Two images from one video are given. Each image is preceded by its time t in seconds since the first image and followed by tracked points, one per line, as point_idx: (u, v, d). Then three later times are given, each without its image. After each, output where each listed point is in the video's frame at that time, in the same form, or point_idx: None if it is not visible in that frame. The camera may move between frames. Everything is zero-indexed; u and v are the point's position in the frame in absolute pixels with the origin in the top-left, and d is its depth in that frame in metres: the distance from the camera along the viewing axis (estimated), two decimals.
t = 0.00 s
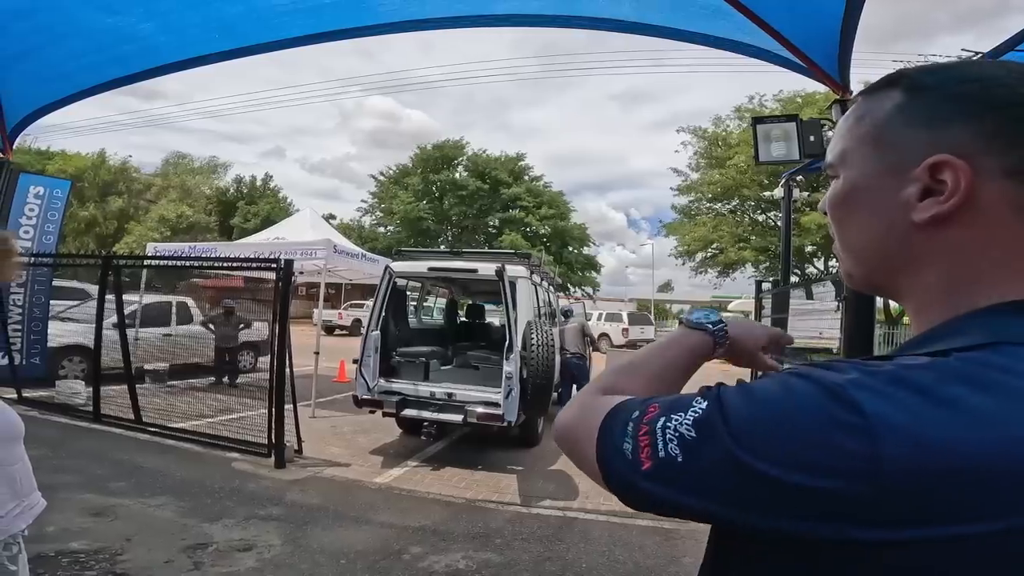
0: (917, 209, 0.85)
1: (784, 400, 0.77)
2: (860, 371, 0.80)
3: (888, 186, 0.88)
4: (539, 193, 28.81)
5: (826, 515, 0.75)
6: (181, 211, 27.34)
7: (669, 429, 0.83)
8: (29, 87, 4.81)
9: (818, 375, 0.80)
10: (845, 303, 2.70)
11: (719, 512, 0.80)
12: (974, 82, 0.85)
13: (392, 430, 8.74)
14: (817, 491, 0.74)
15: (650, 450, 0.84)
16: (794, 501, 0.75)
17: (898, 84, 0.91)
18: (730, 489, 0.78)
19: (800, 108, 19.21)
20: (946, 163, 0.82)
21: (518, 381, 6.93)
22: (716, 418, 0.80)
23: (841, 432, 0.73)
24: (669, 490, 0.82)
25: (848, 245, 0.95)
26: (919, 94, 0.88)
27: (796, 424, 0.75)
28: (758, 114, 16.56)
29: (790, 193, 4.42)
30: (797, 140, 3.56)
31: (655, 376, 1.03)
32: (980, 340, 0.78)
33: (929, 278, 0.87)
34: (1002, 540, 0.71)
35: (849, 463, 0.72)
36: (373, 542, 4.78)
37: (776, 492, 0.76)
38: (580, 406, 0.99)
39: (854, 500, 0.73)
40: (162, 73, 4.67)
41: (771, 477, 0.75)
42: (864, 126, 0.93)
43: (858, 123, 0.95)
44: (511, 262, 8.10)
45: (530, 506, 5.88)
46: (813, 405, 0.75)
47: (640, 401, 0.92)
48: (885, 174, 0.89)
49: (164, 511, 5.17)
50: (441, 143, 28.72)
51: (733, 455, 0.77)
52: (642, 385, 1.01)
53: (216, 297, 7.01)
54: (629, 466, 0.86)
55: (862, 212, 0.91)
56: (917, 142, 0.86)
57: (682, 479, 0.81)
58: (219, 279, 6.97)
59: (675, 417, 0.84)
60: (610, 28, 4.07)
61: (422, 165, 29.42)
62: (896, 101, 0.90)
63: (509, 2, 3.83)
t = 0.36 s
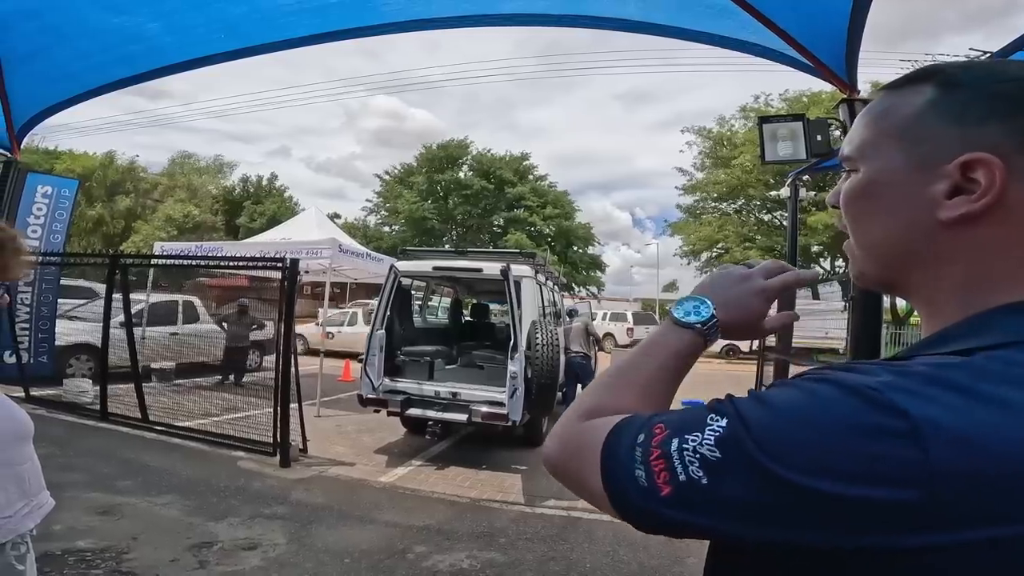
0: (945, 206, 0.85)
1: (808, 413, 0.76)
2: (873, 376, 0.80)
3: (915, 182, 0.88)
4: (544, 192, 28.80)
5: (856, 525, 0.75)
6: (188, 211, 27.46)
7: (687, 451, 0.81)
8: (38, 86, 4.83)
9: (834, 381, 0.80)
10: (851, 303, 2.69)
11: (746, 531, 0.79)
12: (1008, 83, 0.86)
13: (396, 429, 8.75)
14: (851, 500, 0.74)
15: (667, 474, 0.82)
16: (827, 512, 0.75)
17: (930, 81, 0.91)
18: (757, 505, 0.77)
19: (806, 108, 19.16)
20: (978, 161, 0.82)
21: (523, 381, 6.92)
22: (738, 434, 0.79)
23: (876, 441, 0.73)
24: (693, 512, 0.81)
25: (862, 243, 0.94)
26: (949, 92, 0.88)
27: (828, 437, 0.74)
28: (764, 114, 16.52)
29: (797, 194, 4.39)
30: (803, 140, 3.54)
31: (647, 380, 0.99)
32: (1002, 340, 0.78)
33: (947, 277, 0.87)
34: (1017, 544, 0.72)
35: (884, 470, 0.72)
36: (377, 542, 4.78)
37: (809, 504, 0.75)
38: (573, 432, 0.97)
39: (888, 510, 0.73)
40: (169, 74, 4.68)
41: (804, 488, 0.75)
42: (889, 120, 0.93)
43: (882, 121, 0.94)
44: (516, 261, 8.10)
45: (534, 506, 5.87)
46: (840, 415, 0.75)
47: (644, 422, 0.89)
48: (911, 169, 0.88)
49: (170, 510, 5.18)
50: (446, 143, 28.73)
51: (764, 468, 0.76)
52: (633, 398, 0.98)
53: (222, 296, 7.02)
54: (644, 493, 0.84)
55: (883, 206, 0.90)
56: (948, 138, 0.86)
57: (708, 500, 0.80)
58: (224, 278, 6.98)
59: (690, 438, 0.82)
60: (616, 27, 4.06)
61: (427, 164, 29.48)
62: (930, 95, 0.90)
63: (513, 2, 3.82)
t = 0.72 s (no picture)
0: (980, 207, 0.84)
1: (843, 437, 0.75)
2: (901, 389, 0.79)
3: (947, 183, 0.87)
4: (551, 190, 28.79)
5: (910, 544, 0.74)
6: (197, 211, 27.65)
7: (721, 490, 0.81)
8: (51, 86, 4.87)
9: (862, 398, 0.79)
10: (862, 300, 2.64)
11: (797, 562, 0.78)
12: None
13: (404, 428, 8.75)
14: (905, 520, 0.73)
15: (703, 515, 0.82)
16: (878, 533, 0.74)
17: (960, 78, 0.90)
18: (803, 536, 0.77)
19: (816, 105, 19.06)
20: (1015, 162, 0.81)
21: (531, 380, 6.90)
22: (773, 469, 0.78)
23: (919, 458, 0.72)
24: (736, 550, 0.80)
25: (887, 251, 0.93)
26: (980, 90, 0.87)
27: (870, 461, 0.73)
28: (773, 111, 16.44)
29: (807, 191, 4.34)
30: (813, 137, 3.51)
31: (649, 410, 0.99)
32: None
33: (978, 281, 0.86)
34: None
35: (936, 486, 0.71)
36: (385, 540, 4.78)
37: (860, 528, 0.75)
38: (585, 474, 0.96)
39: (943, 525, 0.72)
40: (178, 74, 4.70)
41: (855, 513, 0.74)
42: (917, 119, 0.92)
43: (903, 128, 0.93)
44: (524, 260, 8.08)
45: (542, 504, 5.86)
46: (879, 435, 0.74)
47: (666, 456, 0.88)
48: (942, 170, 0.87)
49: (181, 508, 5.20)
50: (452, 141, 28.74)
51: (809, 498, 0.76)
52: (639, 430, 0.98)
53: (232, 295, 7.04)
54: (679, 535, 0.84)
55: (912, 207, 0.89)
56: (981, 137, 0.85)
57: (751, 537, 0.79)
58: (233, 278, 7.00)
59: (722, 476, 0.81)
60: (625, 25, 4.04)
61: (434, 163, 29.51)
62: (959, 95, 0.89)
63: None
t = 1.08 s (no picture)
0: (1012, 202, 0.83)
1: (891, 438, 0.76)
2: (951, 387, 0.80)
3: (976, 179, 0.86)
4: (559, 188, 28.74)
5: (964, 544, 0.75)
6: (208, 210, 27.83)
7: (760, 494, 0.83)
8: (63, 86, 4.90)
9: (910, 398, 0.80)
10: (875, 297, 2.60)
11: (843, 565, 0.79)
12: None
13: (413, 426, 8.76)
14: (957, 520, 0.74)
15: (742, 519, 0.84)
16: (930, 534, 0.75)
17: (987, 72, 0.89)
18: (850, 538, 0.78)
19: (827, 101, 18.93)
20: None
21: (540, 377, 6.88)
22: (816, 472, 0.80)
23: (972, 457, 0.73)
24: (775, 554, 0.82)
25: (914, 247, 0.93)
26: (1009, 84, 0.87)
27: (920, 462, 0.74)
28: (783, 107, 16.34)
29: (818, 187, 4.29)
30: (825, 133, 3.46)
31: (667, 415, 1.05)
32: None
33: (1010, 278, 0.86)
34: None
35: (989, 486, 0.73)
36: (395, 538, 4.78)
37: (911, 529, 0.76)
38: (610, 481, 1.00)
39: (997, 524, 0.73)
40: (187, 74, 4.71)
41: (903, 513, 0.75)
42: (944, 114, 0.92)
43: (931, 124, 0.93)
44: (532, 257, 8.07)
45: (551, 503, 5.84)
46: (929, 435, 0.75)
47: (697, 462, 0.91)
48: (971, 165, 0.87)
49: (193, 506, 5.22)
50: (459, 139, 28.74)
51: (857, 499, 0.77)
52: (662, 434, 1.03)
53: (242, 294, 7.08)
54: (716, 539, 0.86)
55: (940, 202, 0.89)
56: (1011, 131, 0.84)
57: (794, 538, 0.81)
58: (244, 276, 7.03)
59: (761, 479, 0.84)
60: (635, 22, 4.01)
61: (442, 162, 29.51)
62: (987, 89, 0.88)
63: None
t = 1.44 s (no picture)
0: None
1: (915, 426, 0.77)
2: (975, 376, 0.81)
3: (1003, 166, 0.86)
4: (568, 185, 28.67)
5: (980, 534, 0.77)
6: (219, 209, 27.97)
7: (775, 483, 0.84)
8: (74, 86, 4.91)
9: (933, 386, 0.81)
10: (890, 293, 2.56)
11: (857, 554, 0.81)
12: None
13: (423, 423, 8.76)
14: (977, 511, 0.76)
15: (756, 509, 0.85)
16: (949, 523, 0.77)
17: (1014, 61, 0.90)
18: (868, 527, 0.79)
19: (838, 97, 18.77)
20: None
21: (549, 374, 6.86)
22: (833, 460, 0.81)
23: (997, 445, 0.75)
24: (788, 545, 0.83)
25: (940, 235, 0.93)
26: None
27: (943, 452, 0.76)
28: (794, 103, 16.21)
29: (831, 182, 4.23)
30: (837, 128, 3.41)
31: (686, 408, 1.06)
32: None
33: None
34: None
35: (1014, 474, 0.74)
36: (404, 536, 4.77)
37: (929, 518, 0.77)
38: (625, 470, 1.01)
39: (1014, 514, 0.75)
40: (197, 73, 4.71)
41: (923, 502, 0.76)
42: (971, 102, 0.92)
43: (957, 113, 0.93)
44: (541, 254, 8.04)
45: (561, 500, 5.82)
46: (954, 423, 0.76)
47: (712, 451, 0.92)
48: (998, 152, 0.87)
49: (205, 504, 5.24)
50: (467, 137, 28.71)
51: (879, 489, 0.77)
52: (679, 427, 1.04)
53: (253, 292, 7.11)
54: (730, 528, 0.87)
55: (968, 190, 0.89)
56: None
57: (810, 527, 0.82)
58: (254, 275, 7.06)
59: (776, 468, 0.84)
60: (646, 18, 3.98)
61: (451, 160, 29.51)
62: (1013, 78, 0.89)
63: None
